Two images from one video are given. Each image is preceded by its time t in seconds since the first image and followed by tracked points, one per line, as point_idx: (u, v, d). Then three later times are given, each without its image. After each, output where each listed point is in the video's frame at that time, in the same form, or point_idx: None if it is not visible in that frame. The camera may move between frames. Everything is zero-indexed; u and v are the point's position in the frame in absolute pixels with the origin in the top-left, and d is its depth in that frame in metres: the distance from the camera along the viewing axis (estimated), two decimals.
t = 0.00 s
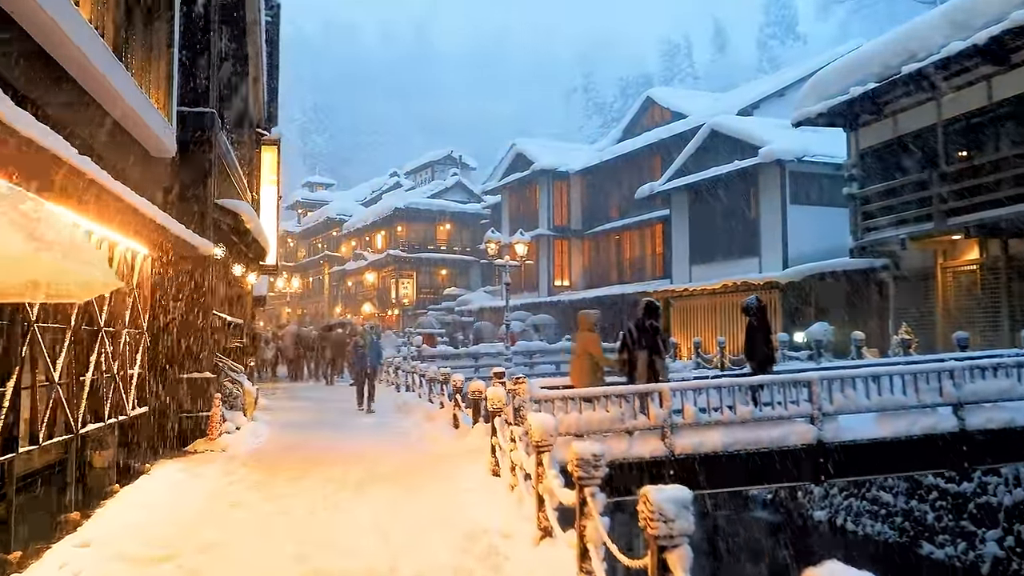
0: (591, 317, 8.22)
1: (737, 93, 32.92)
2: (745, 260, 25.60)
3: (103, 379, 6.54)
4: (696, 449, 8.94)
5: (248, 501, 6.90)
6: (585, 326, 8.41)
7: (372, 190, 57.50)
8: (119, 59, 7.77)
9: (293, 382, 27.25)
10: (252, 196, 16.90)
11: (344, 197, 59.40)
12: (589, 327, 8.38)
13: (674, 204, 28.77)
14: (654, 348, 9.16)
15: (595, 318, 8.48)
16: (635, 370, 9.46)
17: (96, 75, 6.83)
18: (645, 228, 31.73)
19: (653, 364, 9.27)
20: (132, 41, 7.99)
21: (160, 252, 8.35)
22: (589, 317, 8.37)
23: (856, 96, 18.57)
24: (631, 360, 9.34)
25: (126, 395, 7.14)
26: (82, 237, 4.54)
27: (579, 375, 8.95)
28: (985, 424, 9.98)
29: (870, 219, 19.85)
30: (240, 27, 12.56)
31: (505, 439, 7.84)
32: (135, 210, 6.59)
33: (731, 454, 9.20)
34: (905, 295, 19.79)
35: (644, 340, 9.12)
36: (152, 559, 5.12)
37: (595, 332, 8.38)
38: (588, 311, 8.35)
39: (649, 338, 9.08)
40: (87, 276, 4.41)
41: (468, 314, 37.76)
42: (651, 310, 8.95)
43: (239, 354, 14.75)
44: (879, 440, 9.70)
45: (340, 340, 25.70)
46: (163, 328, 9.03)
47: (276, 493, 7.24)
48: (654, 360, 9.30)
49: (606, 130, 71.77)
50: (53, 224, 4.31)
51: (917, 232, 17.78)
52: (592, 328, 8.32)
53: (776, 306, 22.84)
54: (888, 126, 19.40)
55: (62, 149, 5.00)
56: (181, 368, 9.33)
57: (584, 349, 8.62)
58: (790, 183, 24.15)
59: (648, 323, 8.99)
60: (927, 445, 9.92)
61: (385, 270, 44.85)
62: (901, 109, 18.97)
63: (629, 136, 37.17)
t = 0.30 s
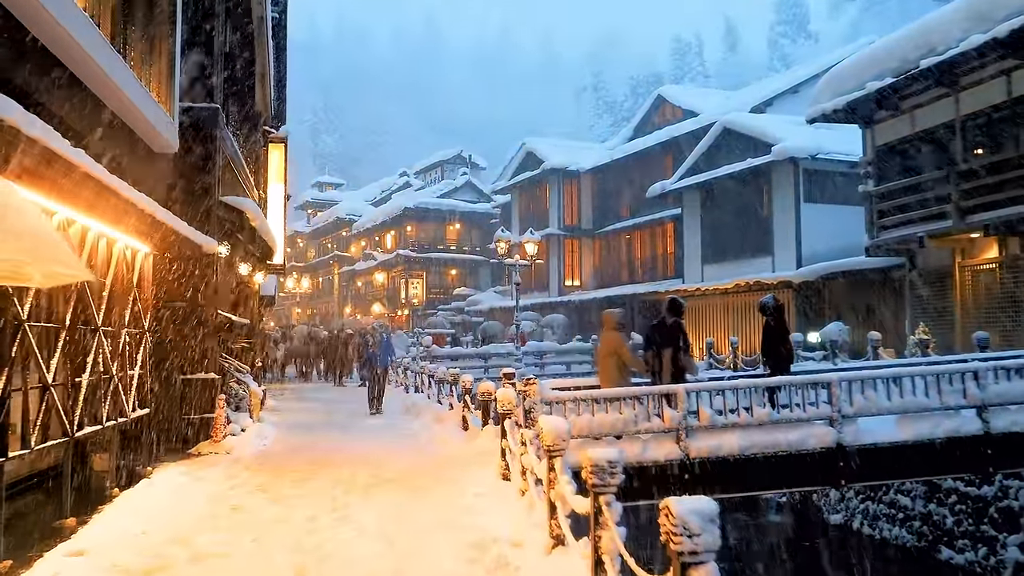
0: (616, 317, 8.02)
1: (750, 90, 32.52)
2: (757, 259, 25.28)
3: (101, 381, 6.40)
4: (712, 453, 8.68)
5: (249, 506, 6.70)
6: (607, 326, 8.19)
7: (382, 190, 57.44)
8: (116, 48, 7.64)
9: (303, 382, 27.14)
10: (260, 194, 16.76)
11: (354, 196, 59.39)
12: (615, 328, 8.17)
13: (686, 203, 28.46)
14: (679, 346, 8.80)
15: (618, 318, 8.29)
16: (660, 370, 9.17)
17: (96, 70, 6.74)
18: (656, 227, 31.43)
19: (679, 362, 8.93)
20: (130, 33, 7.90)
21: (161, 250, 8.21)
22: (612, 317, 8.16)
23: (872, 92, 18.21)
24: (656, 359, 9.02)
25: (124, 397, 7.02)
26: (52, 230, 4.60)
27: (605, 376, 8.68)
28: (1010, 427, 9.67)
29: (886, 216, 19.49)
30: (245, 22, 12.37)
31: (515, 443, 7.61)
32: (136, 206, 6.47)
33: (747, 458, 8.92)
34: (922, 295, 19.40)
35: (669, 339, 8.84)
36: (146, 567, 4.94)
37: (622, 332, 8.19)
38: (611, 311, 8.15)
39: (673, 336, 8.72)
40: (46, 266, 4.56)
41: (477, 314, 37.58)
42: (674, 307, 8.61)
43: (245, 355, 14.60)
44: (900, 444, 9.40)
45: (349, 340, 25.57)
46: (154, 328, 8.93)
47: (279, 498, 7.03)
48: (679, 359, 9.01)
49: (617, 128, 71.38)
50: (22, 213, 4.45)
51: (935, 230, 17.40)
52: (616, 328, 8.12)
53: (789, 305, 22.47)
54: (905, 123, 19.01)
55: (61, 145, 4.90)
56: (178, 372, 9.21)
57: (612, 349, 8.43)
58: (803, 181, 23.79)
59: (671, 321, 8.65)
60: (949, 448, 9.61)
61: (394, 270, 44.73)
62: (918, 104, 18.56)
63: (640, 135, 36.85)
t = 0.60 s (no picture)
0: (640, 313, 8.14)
1: (762, 88, 32.15)
2: (769, 258, 24.95)
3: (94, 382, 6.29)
4: (727, 456, 8.41)
5: (250, 512, 6.50)
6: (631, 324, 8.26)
7: (390, 190, 57.31)
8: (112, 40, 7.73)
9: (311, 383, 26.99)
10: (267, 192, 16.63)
11: (363, 196, 59.31)
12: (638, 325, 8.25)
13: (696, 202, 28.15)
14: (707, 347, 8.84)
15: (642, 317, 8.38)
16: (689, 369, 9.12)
17: (91, 64, 6.67)
18: (667, 225, 31.12)
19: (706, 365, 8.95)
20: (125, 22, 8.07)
21: (161, 247, 8.08)
22: (635, 313, 8.26)
23: (887, 87, 17.86)
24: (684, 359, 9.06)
25: (122, 398, 6.93)
26: None
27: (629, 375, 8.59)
28: None
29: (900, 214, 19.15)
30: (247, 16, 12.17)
31: (523, 446, 7.41)
32: (132, 203, 6.33)
33: (763, 462, 8.65)
34: (940, 294, 18.98)
35: (697, 339, 8.80)
36: None
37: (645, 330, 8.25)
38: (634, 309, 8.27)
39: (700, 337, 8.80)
40: None
41: (486, 314, 37.38)
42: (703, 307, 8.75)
43: (250, 355, 14.42)
44: (921, 447, 9.10)
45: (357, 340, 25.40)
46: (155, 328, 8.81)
47: (281, 504, 6.81)
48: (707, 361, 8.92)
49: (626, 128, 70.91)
50: None
51: (950, 228, 17.03)
52: (640, 324, 8.20)
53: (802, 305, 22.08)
54: (920, 118, 18.63)
55: (47, 137, 4.77)
56: (180, 373, 9.07)
57: (633, 349, 8.41)
58: (815, 179, 23.44)
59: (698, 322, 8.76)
60: (971, 451, 9.31)
61: (402, 270, 44.56)
62: (934, 99, 18.15)
63: (649, 133, 36.56)
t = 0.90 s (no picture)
0: (666, 313, 7.89)
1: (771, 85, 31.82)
2: (780, 257, 24.61)
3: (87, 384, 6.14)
4: (743, 460, 8.14)
5: (249, 518, 6.27)
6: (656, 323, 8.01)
7: (397, 190, 57.16)
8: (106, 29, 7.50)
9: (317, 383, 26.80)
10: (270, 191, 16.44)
11: (369, 196, 59.18)
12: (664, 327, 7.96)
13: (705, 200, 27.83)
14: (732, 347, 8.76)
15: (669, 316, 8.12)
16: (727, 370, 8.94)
17: (85, 53, 6.47)
18: (676, 224, 30.80)
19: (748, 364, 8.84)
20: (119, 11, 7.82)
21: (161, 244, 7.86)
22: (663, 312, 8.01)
23: (901, 82, 17.53)
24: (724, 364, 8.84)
25: (118, 400, 6.73)
26: None
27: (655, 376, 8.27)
28: None
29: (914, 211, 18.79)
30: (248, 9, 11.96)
31: (534, 449, 7.17)
32: (129, 197, 6.11)
33: (781, 465, 8.39)
34: (955, 293, 18.54)
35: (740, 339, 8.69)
36: None
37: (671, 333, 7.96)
38: (661, 307, 8.02)
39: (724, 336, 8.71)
40: None
41: (493, 314, 37.15)
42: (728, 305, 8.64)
43: (253, 355, 14.21)
44: (943, 450, 8.79)
45: (363, 340, 25.19)
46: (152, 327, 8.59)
47: (281, 509, 6.58)
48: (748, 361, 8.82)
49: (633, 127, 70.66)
50: None
51: (966, 225, 16.64)
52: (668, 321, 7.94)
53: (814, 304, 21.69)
54: (935, 114, 18.28)
55: (36, 126, 4.55)
56: (179, 374, 8.86)
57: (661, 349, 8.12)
58: (827, 177, 23.09)
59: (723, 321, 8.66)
60: (995, 454, 9.00)
61: (409, 270, 44.35)
62: (949, 95, 17.80)
63: (657, 132, 36.27)
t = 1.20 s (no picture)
0: (692, 311, 7.67)
1: (781, 83, 31.48)
2: (790, 257, 24.26)
3: (81, 387, 5.96)
4: (759, 464, 7.85)
5: (248, 527, 6.03)
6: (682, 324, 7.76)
7: (402, 189, 56.99)
8: (104, 20, 7.22)
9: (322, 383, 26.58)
10: (275, 189, 16.25)
11: (375, 195, 58.98)
12: (689, 326, 7.74)
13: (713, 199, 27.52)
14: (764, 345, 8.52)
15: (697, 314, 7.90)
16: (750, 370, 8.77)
17: (81, 43, 6.22)
18: (683, 223, 30.49)
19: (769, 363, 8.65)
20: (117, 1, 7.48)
21: (160, 242, 7.60)
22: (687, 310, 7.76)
23: (916, 77, 17.19)
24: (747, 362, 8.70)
25: (113, 401, 6.58)
26: None
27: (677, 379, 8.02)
28: None
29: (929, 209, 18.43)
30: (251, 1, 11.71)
31: (545, 454, 6.91)
32: (127, 194, 5.82)
33: (800, 470, 8.09)
34: (970, 291, 18.03)
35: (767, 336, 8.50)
36: None
37: (695, 332, 7.72)
38: (687, 304, 7.81)
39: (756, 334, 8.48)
40: None
41: (498, 313, 36.88)
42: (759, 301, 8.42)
43: (256, 356, 13.96)
44: (967, 454, 8.48)
45: (367, 340, 24.95)
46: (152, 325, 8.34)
47: (283, 517, 6.35)
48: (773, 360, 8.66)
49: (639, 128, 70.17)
50: None
51: (981, 223, 16.13)
52: (693, 319, 7.71)
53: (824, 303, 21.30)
54: (951, 110, 17.93)
55: (25, 116, 4.29)
56: (179, 376, 8.64)
57: (687, 349, 7.90)
58: (838, 174, 22.75)
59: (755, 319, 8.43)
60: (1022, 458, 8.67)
61: (414, 269, 44.12)
62: (965, 91, 17.45)
63: (664, 130, 35.96)
